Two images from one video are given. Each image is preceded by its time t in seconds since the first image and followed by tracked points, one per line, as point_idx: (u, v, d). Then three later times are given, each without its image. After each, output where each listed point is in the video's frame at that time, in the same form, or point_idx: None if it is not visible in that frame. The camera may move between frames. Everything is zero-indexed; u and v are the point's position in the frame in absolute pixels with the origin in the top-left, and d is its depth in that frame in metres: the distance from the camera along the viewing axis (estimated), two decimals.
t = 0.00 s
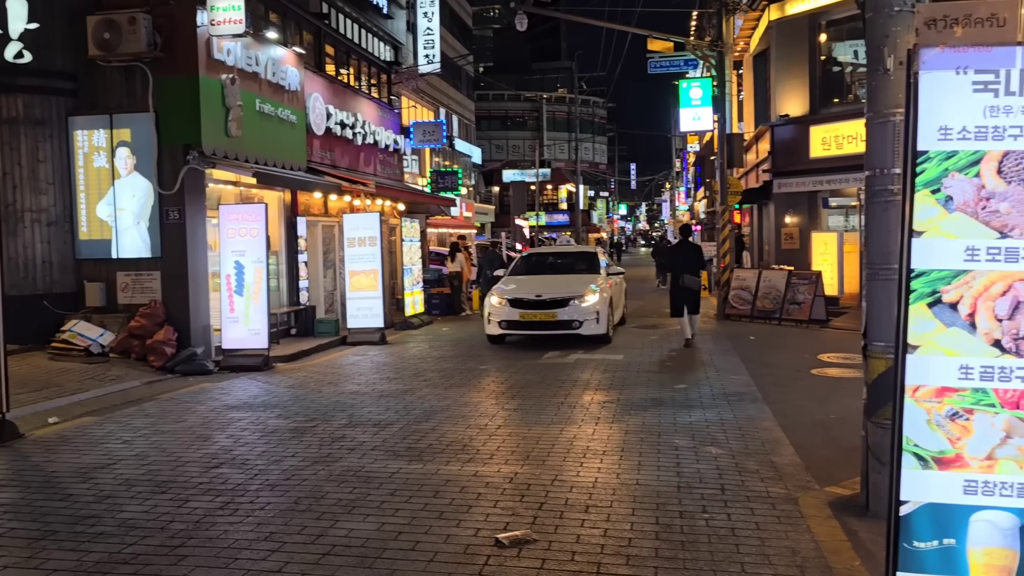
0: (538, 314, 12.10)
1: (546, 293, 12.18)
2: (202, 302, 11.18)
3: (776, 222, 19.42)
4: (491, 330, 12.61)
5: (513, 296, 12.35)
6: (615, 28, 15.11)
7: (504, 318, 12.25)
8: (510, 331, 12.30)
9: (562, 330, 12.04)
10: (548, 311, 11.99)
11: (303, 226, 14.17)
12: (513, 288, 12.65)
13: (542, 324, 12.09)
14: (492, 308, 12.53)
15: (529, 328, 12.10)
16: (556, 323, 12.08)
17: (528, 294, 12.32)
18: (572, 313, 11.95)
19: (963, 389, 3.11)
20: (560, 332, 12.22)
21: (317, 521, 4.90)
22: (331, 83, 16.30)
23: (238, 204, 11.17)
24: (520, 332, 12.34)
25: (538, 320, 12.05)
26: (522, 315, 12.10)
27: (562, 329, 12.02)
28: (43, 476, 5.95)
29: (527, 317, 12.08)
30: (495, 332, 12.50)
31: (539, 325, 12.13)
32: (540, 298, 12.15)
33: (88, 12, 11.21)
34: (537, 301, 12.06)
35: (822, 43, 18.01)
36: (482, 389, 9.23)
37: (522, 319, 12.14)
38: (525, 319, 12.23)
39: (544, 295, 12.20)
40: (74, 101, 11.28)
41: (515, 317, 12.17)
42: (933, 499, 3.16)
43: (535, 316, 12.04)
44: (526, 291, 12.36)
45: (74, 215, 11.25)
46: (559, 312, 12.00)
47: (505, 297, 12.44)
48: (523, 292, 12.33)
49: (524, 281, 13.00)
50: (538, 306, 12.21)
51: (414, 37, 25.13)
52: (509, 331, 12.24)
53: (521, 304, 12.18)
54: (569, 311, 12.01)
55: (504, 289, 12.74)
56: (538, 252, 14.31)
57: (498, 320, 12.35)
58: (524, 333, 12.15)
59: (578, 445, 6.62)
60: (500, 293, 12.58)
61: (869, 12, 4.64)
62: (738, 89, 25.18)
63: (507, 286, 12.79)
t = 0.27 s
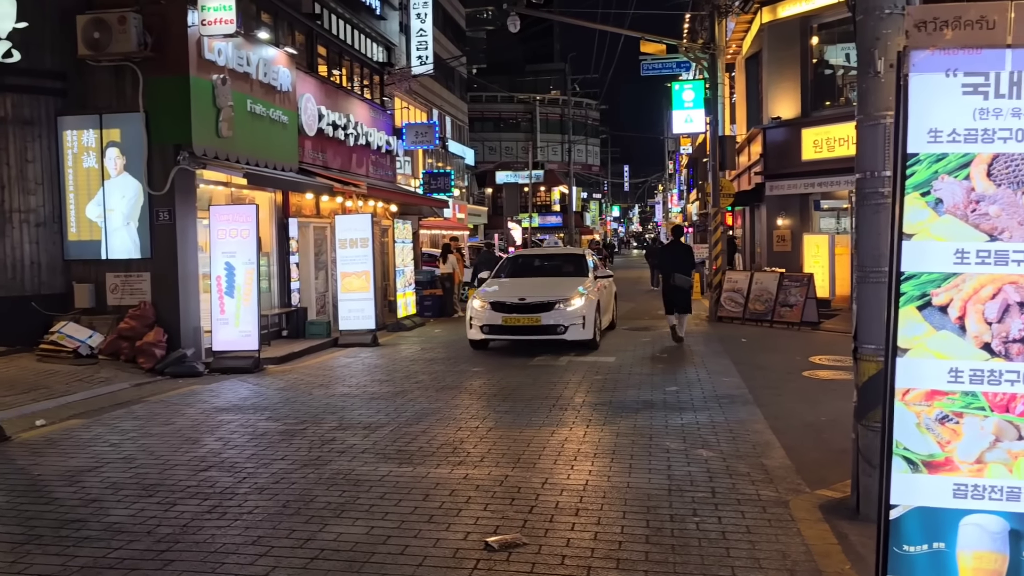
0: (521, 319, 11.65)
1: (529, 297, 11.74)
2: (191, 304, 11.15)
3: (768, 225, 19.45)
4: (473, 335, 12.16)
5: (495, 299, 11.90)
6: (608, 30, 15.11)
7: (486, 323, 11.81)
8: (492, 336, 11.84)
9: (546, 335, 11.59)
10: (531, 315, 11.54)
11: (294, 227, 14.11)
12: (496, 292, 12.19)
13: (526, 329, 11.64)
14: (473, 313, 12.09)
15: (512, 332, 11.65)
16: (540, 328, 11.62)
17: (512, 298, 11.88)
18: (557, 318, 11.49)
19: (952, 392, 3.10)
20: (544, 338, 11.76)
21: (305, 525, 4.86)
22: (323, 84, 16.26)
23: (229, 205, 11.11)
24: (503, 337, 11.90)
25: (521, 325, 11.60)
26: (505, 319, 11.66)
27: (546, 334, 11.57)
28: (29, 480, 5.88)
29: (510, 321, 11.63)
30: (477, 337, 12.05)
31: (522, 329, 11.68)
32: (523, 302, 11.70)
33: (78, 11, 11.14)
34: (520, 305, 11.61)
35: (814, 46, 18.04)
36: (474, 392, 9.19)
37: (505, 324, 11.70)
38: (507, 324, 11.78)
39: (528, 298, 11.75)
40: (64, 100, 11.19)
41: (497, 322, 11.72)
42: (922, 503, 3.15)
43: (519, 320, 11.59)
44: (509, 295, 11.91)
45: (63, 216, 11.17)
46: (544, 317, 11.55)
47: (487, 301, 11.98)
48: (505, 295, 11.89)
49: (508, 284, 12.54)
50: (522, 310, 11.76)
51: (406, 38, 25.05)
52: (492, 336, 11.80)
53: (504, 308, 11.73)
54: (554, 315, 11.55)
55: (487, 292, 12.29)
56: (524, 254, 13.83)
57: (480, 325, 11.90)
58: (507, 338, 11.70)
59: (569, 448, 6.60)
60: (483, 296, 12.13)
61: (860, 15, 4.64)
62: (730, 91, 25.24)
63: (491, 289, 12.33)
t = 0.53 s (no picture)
0: (508, 325, 11.16)
1: (517, 302, 11.24)
2: (187, 306, 11.09)
3: (765, 227, 19.45)
4: (459, 342, 11.65)
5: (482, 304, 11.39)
6: (605, 33, 15.12)
7: (472, 329, 11.31)
8: (479, 343, 11.34)
9: (535, 342, 11.08)
10: (518, 321, 11.04)
11: (291, 229, 14.09)
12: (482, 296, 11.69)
13: (513, 335, 11.15)
14: (459, 319, 11.58)
15: (498, 339, 11.16)
16: (528, 334, 11.12)
17: (499, 303, 11.39)
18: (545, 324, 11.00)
19: (947, 398, 3.09)
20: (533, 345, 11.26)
21: (298, 529, 4.83)
22: (320, 86, 16.25)
23: (224, 207, 11.08)
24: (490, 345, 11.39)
25: (508, 331, 11.11)
26: (491, 325, 11.16)
27: (534, 341, 11.07)
28: (20, 483, 5.85)
29: (496, 327, 11.14)
30: (462, 344, 11.57)
31: (509, 336, 11.18)
32: (511, 307, 11.21)
33: (74, 12, 11.11)
34: (507, 310, 11.12)
35: (811, 49, 18.06)
36: (469, 394, 9.17)
37: (491, 330, 11.19)
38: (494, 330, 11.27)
39: (516, 303, 11.27)
40: (59, 101, 11.16)
41: (483, 328, 11.21)
42: (917, 509, 3.14)
43: (506, 326, 11.11)
44: (496, 300, 11.41)
45: (58, 217, 11.13)
46: (532, 322, 11.05)
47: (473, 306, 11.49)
48: (492, 300, 11.39)
49: (495, 289, 12.04)
50: (509, 315, 11.27)
51: (404, 40, 25.02)
52: (478, 342, 11.29)
53: (490, 314, 11.24)
54: (542, 321, 11.06)
55: (474, 297, 11.80)
56: (513, 258, 13.33)
57: (465, 331, 11.39)
58: (494, 345, 11.21)
59: (564, 452, 6.58)
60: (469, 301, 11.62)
61: (856, 18, 4.63)
62: (728, 94, 25.27)
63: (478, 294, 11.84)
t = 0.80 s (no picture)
0: (496, 331, 10.55)
1: (506, 307, 10.62)
2: (183, 308, 11.09)
3: (763, 231, 19.45)
4: (444, 350, 11.04)
5: (468, 310, 10.76)
6: (603, 36, 15.13)
7: (458, 336, 10.69)
8: (465, 350, 10.73)
9: (524, 350, 10.49)
10: (507, 328, 10.44)
11: (287, 231, 14.08)
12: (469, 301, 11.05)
13: (501, 343, 10.55)
14: (445, 325, 10.97)
15: (486, 346, 10.54)
16: (517, 342, 10.52)
17: (486, 308, 10.79)
18: (535, 331, 10.40)
19: (944, 401, 3.07)
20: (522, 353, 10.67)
21: (293, 533, 4.81)
22: (318, 88, 16.24)
23: (221, 209, 11.07)
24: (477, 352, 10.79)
25: (496, 338, 10.50)
26: (478, 332, 10.55)
27: (524, 348, 10.48)
28: (14, 486, 5.81)
29: (484, 334, 10.52)
30: (448, 351, 10.96)
31: (497, 343, 10.57)
32: (499, 312, 10.59)
33: (71, 13, 11.09)
34: (495, 316, 10.49)
35: (809, 53, 18.09)
36: (466, 397, 9.14)
37: (478, 338, 10.58)
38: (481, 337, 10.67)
39: (504, 309, 10.65)
40: (55, 103, 11.14)
41: (470, 336, 10.60)
42: (914, 514, 3.12)
43: (493, 333, 10.50)
44: (483, 305, 10.79)
45: (54, 219, 11.10)
46: (521, 330, 10.46)
47: (460, 312, 10.87)
48: (479, 305, 10.77)
49: (484, 293, 11.41)
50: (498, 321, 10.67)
51: (402, 43, 24.96)
52: (464, 350, 10.67)
53: (477, 320, 10.62)
54: (532, 328, 10.46)
55: (461, 301, 11.17)
56: (502, 260, 12.70)
57: (451, 338, 10.77)
58: (481, 353, 10.60)
59: (561, 455, 6.56)
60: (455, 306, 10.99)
61: (853, 22, 4.63)
62: (726, 97, 25.29)
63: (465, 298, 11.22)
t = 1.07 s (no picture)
0: (483, 338, 10.07)
1: (494, 313, 10.15)
2: (180, 311, 11.06)
3: (760, 233, 19.47)
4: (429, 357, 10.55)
5: (454, 315, 10.28)
6: (601, 38, 15.13)
7: (443, 343, 10.20)
8: (451, 358, 10.25)
9: (512, 358, 10.01)
10: (495, 334, 9.97)
11: (284, 233, 14.07)
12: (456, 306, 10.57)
13: (489, 350, 10.07)
14: (430, 332, 10.48)
15: (473, 354, 10.06)
16: (506, 349, 10.05)
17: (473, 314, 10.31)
18: (525, 337, 9.94)
19: (941, 404, 3.07)
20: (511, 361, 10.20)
21: (289, 535, 4.79)
22: (315, 90, 16.22)
23: (218, 211, 11.05)
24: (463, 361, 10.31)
25: (483, 346, 10.03)
26: (464, 339, 10.07)
27: (512, 356, 10.01)
28: (9, 489, 5.78)
29: (470, 342, 10.04)
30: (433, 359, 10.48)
31: (485, 351, 10.09)
32: (487, 318, 10.13)
33: (67, 14, 11.06)
34: (482, 322, 10.02)
35: (806, 55, 18.13)
36: (463, 400, 9.12)
37: (464, 345, 10.10)
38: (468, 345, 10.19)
39: (492, 315, 10.18)
40: (51, 104, 11.10)
41: (455, 343, 10.12)
42: (911, 516, 3.12)
43: (480, 340, 10.02)
44: (470, 311, 10.31)
45: (51, 221, 11.07)
46: (510, 337, 9.99)
47: (445, 318, 10.39)
48: (466, 311, 10.29)
49: (471, 298, 10.92)
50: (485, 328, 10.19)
51: (399, 44, 24.84)
52: (450, 357, 10.20)
53: (463, 326, 10.15)
54: (521, 335, 9.99)
55: (447, 306, 10.69)
56: (491, 263, 12.22)
57: (436, 345, 10.29)
58: (467, 360, 10.13)
59: (559, 457, 6.55)
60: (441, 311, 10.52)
61: (850, 23, 4.64)
62: (723, 100, 25.33)
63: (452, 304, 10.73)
